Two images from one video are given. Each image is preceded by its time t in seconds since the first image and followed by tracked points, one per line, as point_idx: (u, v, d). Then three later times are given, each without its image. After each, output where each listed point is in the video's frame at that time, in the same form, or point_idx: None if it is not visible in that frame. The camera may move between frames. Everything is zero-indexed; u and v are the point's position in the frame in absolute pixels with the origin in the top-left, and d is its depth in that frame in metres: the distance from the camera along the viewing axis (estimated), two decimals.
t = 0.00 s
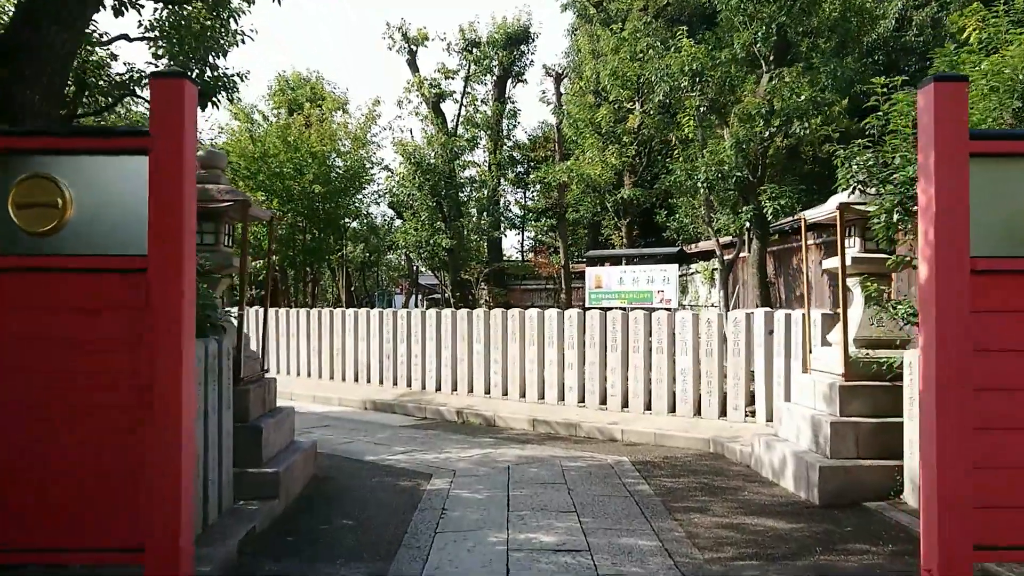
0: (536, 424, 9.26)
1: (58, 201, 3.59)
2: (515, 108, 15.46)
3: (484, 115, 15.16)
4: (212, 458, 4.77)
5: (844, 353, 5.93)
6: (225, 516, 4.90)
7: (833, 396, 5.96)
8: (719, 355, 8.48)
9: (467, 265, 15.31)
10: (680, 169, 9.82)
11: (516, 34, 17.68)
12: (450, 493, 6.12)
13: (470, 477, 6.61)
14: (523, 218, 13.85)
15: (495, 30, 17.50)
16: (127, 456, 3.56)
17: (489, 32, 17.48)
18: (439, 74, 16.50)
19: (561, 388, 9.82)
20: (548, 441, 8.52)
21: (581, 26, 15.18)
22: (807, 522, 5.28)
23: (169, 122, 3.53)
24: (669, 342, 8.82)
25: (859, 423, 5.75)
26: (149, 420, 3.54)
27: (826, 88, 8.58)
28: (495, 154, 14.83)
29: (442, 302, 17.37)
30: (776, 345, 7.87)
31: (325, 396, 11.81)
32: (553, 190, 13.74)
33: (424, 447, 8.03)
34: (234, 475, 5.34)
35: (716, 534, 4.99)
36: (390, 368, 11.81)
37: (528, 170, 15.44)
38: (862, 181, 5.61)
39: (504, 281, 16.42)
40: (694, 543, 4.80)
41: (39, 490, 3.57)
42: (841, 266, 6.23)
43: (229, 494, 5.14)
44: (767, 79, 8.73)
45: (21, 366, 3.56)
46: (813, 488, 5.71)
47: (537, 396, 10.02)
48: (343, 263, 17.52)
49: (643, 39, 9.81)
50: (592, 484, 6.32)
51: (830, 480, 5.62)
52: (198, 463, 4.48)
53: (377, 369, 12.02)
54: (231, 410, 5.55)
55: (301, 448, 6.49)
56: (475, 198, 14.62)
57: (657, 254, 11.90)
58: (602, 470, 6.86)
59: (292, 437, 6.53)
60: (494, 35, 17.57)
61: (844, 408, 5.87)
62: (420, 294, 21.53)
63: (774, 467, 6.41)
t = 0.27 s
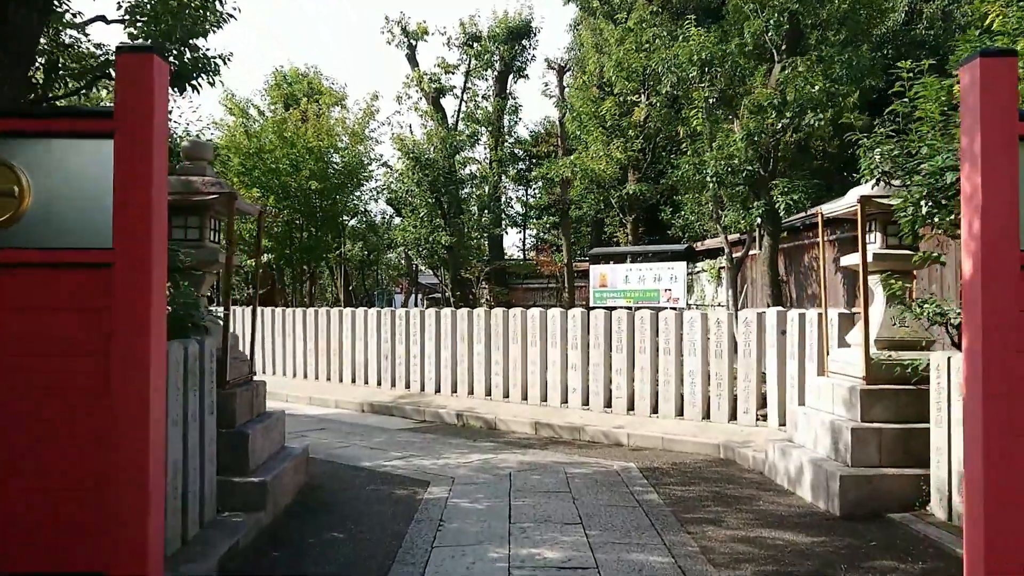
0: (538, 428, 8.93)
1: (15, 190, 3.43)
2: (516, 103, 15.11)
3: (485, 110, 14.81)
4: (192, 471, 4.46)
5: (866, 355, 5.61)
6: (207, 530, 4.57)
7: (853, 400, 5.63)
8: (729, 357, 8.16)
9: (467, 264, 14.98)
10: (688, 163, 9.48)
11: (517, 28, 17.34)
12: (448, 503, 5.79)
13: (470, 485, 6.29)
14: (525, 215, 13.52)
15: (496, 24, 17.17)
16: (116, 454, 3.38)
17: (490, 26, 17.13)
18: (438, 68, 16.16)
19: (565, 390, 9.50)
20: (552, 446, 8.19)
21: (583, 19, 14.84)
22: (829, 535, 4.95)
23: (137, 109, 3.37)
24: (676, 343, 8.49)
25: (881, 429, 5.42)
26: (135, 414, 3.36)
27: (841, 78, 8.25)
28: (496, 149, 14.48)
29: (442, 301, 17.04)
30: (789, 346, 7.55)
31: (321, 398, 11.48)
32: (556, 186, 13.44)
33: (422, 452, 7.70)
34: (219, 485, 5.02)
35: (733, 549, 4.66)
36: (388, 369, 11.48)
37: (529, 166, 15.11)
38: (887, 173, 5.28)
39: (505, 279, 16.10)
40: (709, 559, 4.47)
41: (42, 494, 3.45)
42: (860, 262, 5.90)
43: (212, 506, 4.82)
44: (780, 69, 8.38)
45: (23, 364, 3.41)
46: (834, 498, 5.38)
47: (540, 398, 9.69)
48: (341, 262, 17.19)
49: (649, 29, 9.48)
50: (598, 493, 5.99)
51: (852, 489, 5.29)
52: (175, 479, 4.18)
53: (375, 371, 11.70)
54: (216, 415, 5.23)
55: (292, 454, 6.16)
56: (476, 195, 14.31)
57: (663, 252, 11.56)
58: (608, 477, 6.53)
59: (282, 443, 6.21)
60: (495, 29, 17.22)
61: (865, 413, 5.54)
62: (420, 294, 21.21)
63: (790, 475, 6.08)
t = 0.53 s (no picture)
0: (543, 434, 8.62)
1: None
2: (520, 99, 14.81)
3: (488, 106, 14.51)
4: (174, 485, 4.17)
5: (891, 359, 5.29)
6: (190, 548, 4.27)
7: (877, 406, 5.31)
8: (742, 360, 7.84)
9: (470, 263, 14.67)
10: (697, 159, 9.17)
11: (521, 24, 17.04)
12: (449, 515, 5.48)
13: (472, 495, 5.97)
14: (529, 213, 13.21)
15: (500, 20, 16.87)
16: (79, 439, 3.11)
17: (494, 22, 16.84)
18: (441, 64, 15.86)
19: (570, 394, 9.19)
20: (557, 452, 7.88)
21: (589, 14, 14.53)
22: (857, 552, 4.63)
23: (101, 74, 3.09)
24: (687, 345, 8.19)
25: (908, 438, 5.11)
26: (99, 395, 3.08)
27: (858, 70, 7.93)
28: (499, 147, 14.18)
29: (445, 301, 16.74)
30: (806, 349, 7.24)
31: (319, 401, 11.18)
32: (560, 184, 13.14)
33: (422, 459, 7.39)
34: (205, 498, 4.71)
35: (753, 568, 4.34)
36: (389, 372, 11.18)
37: (533, 164, 14.81)
38: (916, 166, 4.97)
39: (508, 279, 15.82)
40: None
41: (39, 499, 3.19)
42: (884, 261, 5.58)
43: (196, 521, 4.52)
44: (794, 62, 8.07)
45: (22, 364, 3.18)
46: (858, 511, 5.06)
47: (544, 402, 9.38)
48: (341, 262, 16.90)
49: (658, 20, 9.17)
50: (607, 504, 5.68)
51: (878, 502, 4.98)
52: (155, 495, 3.90)
53: (375, 373, 11.40)
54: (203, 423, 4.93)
55: (285, 462, 5.86)
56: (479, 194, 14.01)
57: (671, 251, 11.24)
58: (617, 487, 6.23)
59: (275, 452, 5.91)
60: (498, 25, 16.92)
61: (891, 420, 5.23)
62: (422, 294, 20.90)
63: (810, 485, 5.77)
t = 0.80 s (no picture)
0: (551, 438, 8.31)
1: None
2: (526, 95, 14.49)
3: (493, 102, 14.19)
4: (157, 500, 3.87)
5: (923, 362, 4.97)
6: (174, 566, 3.97)
7: (908, 411, 4.99)
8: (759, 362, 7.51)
9: (474, 262, 14.36)
10: (711, 153, 8.85)
11: (527, 18, 16.72)
12: (453, 527, 5.16)
13: (477, 505, 5.66)
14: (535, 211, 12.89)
15: (505, 14, 16.56)
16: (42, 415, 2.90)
17: (499, 16, 16.52)
18: (445, 59, 15.55)
19: (579, 397, 8.87)
20: (566, 458, 7.57)
21: (597, 7, 14.21)
22: (890, 569, 4.31)
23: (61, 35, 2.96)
24: (701, 346, 7.87)
25: (942, 446, 4.78)
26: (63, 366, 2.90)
27: (881, 59, 7.60)
28: (505, 143, 13.86)
29: (449, 301, 16.44)
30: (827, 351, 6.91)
31: (321, 403, 10.88)
32: (567, 180, 12.82)
33: (425, 465, 7.09)
34: (192, 510, 4.42)
35: None
36: (391, 373, 10.88)
37: (539, 161, 14.49)
38: (954, 155, 4.61)
39: (514, 278, 15.56)
40: None
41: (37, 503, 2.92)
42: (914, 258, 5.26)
43: (182, 535, 4.21)
44: (814, 51, 7.75)
45: (24, 363, 2.91)
46: (889, 524, 4.74)
47: (552, 405, 9.07)
48: (344, 261, 16.60)
49: (669, 9, 8.86)
50: (620, 515, 5.37)
51: (911, 515, 4.65)
52: (134, 509, 3.59)
53: (378, 375, 11.10)
54: (191, 430, 4.63)
55: (280, 470, 5.56)
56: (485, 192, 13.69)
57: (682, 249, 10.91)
58: (630, 495, 5.91)
59: (270, 459, 5.61)
60: (503, 20, 16.60)
61: (924, 427, 4.90)
62: (426, 294, 20.59)
63: (835, 495, 5.45)
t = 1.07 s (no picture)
0: (559, 444, 8.00)
1: None
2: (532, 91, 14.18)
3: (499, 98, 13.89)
4: (135, 514, 3.59)
5: (958, 367, 4.64)
6: None
7: (942, 420, 4.67)
8: (776, 365, 7.19)
9: (480, 262, 14.07)
10: (724, 148, 8.53)
11: (534, 14, 16.43)
12: (456, 542, 4.86)
13: (482, 518, 5.35)
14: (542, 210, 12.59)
15: (511, 10, 16.26)
16: None
17: (506, 11, 16.23)
18: (450, 55, 15.25)
19: (588, 401, 8.56)
20: (575, 465, 7.26)
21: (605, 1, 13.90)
22: None
23: None
24: (716, 349, 7.55)
25: (980, 456, 4.47)
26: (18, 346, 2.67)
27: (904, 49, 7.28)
28: (511, 140, 13.56)
29: (454, 301, 16.15)
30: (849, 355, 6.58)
31: (322, 406, 10.60)
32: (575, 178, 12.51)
33: (428, 473, 6.79)
34: (177, 526, 4.12)
35: None
36: (395, 376, 10.59)
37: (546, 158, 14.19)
38: (995, 145, 4.31)
39: (521, 278, 15.49)
40: None
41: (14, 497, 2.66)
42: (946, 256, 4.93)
43: (165, 553, 3.92)
44: (834, 41, 7.43)
45: None
46: (923, 541, 4.42)
47: (560, 410, 8.76)
48: (347, 261, 16.32)
49: None
50: (633, 529, 5.06)
51: (947, 531, 4.33)
52: (108, 526, 3.30)
53: (381, 377, 10.81)
54: (177, 440, 4.35)
55: (275, 480, 5.26)
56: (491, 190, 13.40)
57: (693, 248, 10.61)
58: (643, 507, 5.60)
59: (264, 469, 5.31)
60: (510, 15, 16.31)
61: (958, 437, 4.58)
62: (432, 295, 20.31)
63: (862, 509, 5.12)
